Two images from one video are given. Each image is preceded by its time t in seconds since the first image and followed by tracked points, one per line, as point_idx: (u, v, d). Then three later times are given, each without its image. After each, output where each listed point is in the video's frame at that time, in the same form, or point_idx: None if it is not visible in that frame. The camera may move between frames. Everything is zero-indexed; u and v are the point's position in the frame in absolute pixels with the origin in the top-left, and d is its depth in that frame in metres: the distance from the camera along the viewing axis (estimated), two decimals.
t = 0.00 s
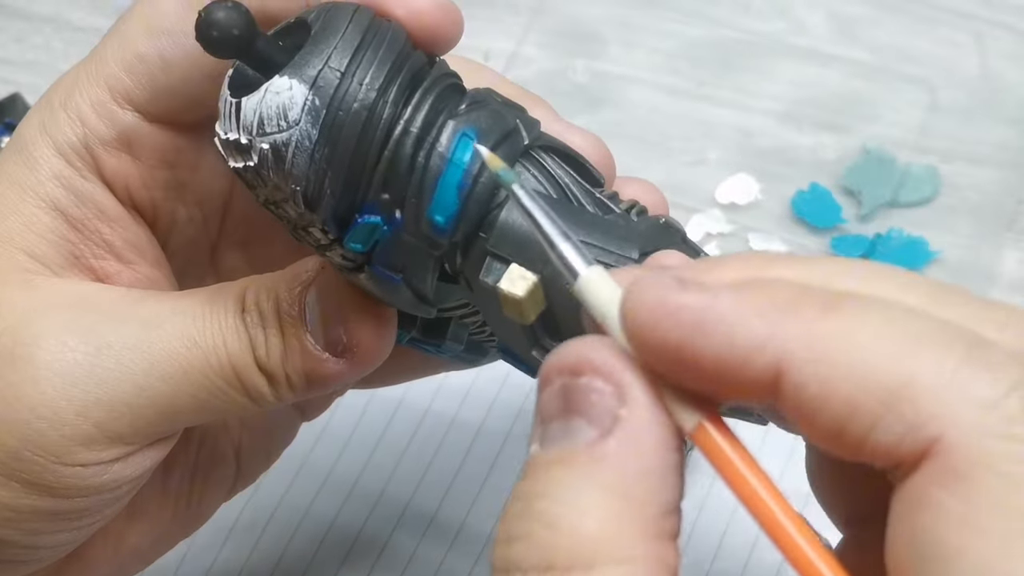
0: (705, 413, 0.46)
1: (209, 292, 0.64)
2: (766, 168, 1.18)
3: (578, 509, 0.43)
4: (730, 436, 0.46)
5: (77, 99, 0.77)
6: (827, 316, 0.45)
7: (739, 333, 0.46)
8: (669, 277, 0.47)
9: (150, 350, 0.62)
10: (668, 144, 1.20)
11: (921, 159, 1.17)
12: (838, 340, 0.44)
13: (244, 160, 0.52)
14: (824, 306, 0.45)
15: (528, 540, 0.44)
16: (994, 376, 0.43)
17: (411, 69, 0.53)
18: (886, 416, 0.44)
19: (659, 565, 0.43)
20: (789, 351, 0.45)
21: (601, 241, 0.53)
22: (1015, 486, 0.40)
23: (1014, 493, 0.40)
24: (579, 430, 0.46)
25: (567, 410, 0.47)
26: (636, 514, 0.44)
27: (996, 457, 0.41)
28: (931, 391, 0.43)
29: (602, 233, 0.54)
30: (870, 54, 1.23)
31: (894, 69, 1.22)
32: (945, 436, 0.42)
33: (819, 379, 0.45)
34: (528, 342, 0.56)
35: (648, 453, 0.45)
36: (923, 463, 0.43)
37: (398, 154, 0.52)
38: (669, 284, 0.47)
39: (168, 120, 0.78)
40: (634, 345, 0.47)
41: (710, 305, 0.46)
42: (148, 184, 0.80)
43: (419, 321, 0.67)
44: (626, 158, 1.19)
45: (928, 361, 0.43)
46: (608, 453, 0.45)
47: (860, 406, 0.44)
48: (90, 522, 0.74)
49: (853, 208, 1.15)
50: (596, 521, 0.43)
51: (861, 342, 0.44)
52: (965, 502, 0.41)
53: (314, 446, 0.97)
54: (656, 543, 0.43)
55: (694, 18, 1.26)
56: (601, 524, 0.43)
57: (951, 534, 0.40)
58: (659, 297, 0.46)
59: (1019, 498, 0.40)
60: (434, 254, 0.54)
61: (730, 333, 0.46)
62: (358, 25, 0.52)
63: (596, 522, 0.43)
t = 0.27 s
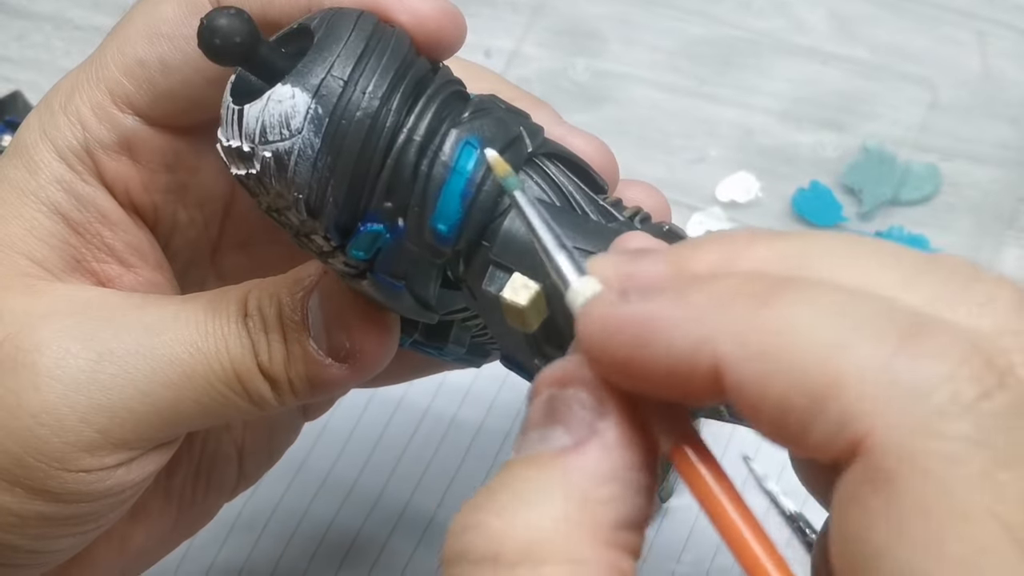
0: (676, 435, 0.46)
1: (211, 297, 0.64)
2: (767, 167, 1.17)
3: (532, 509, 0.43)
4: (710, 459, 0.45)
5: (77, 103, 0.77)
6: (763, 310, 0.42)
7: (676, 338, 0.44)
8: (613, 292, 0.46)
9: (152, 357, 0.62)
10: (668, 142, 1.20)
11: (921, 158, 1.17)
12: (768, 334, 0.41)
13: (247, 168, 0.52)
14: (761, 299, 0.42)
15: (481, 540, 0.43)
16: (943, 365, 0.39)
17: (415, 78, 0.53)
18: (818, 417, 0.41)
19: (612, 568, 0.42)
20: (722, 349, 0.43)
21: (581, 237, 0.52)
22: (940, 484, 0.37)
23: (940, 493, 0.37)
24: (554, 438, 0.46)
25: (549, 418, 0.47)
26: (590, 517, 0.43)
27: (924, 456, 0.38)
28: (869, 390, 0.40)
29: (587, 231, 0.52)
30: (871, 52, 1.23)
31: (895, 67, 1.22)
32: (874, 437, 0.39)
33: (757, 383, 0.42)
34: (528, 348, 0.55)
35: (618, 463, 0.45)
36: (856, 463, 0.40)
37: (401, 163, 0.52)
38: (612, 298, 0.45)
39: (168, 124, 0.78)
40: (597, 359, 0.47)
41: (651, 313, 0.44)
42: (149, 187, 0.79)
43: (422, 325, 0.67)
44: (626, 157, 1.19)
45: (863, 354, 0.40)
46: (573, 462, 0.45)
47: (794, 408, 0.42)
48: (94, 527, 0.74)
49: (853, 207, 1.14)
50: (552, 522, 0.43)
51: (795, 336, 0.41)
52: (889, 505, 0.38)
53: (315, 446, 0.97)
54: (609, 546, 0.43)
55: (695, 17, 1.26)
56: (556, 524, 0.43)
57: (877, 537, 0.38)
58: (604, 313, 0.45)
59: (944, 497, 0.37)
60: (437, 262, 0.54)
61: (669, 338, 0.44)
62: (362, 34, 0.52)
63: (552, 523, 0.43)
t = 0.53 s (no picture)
0: (654, 409, 0.46)
1: (211, 295, 0.64)
2: (766, 166, 1.18)
3: (516, 479, 0.44)
4: (687, 433, 0.45)
5: (77, 101, 0.77)
6: (713, 293, 0.42)
7: (631, 322, 0.43)
8: (581, 276, 0.45)
9: (152, 354, 0.62)
10: (668, 142, 1.20)
11: (921, 157, 1.17)
12: (715, 315, 0.41)
13: (246, 164, 0.53)
14: (710, 282, 0.42)
15: (465, 511, 0.44)
16: (879, 340, 0.39)
17: (414, 75, 0.53)
18: (762, 397, 0.41)
19: (591, 537, 0.43)
20: (678, 335, 0.42)
21: (579, 232, 0.52)
22: (878, 456, 0.37)
23: (879, 465, 0.37)
24: (539, 414, 0.47)
25: (536, 394, 0.48)
26: (573, 486, 0.44)
27: (859, 429, 0.38)
28: (808, 368, 0.39)
29: (583, 227, 0.52)
30: (871, 51, 1.23)
31: (895, 67, 1.22)
32: (813, 414, 0.39)
33: (704, 365, 0.42)
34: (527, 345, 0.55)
35: (599, 437, 0.46)
36: (801, 440, 0.40)
37: (401, 160, 0.52)
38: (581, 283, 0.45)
39: (169, 123, 0.78)
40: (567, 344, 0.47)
41: (610, 298, 0.44)
42: (150, 186, 0.79)
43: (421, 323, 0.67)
44: (626, 157, 1.19)
45: (801, 332, 0.39)
46: (560, 434, 0.46)
47: (739, 389, 0.41)
48: (95, 524, 0.74)
49: (853, 206, 1.14)
50: (534, 492, 0.43)
51: (738, 315, 0.41)
52: (835, 479, 0.38)
53: (315, 444, 0.97)
54: (590, 516, 0.44)
55: (695, 17, 1.26)
56: (538, 493, 0.43)
57: (825, 511, 0.38)
58: (568, 297, 0.45)
59: (884, 467, 0.37)
60: (436, 258, 0.54)
61: (624, 323, 0.43)
62: (361, 30, 0.52)
63: (535, 493, 0.43)
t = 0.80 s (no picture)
0: (635, 413, 0.47)
1: (211, 297, 0.64)
2: (766, 167, 1.17)
3: (493, 481, 0.44)
4: (669, 444, 0.45)
5: (77, 102, 0.77)
6: (686, 302, 0.41)
7: (607, 329, 0.43)
8: (563, 281, 0.45)
9: (153, 355, 0.62)
10: (667, 142, 1.20)
11: (921, 158, 1.17)
12: (688, 323, 0.41)
13: (244, 166, 0.53)
14: (685, 291, 0.42)
15: (450, 514, 0.44)
16: (847, 350, 0.39)
17: (413, 77, 0.53)
18: (734, 405, 0.40)
19: (570, 538, 0.43)
20: (652, 344, 0.42)
21: (577, 234, 0.52)
22: (849, 465, 0.37)
23: (850, 474, 0.37)
24: (520, 416, 0.48)
25: (519, 398, 0.49)
26: (550, 488, 0.44)
27: (827, 438, 0.38)
28: (777, 376, 0.39)
29: (583, 230, 0.52)
30: (871, 52, 1.23)
31: (895, 68, 1.23)
32: (784, 424, 0.39)
33: (677, 372, 0.42)
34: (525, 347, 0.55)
35: (578, 439, 0.46)
36: (773, 449, 0.39)
37: (400, 162, 0.52)
38: (560, 287, 0.45)
39: (169, 124, 0.78)
40: (548, 348, 0.47)
41: (589, 305, 0.43)
42: (150, 187, 0.79)
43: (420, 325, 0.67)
44: (625, 157, 1.19)
45: (772, 340, 0.39)
46: (538, 436, 0.46)
47: (712, 398, 0.41)
48: (96, 525, 0.74)
49: (853, 207, 1.14)
50: (511, 493, 0.44)
51: (711, 324, 0.40)
52: (803, 490, 0.38)
53: (315, 445, 0.97)
54: (569, 518, 0.44)
55: (695, 18, 1.26)
56: (514, 495, 0.44)
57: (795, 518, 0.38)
58: (551, 302, 0.44)
59: (856, 477, 0.37)
60: (435, 261, 0.54)
61: (602, 330, 0.43)
62: (361, 32, 0.52)
63: (512, 494, 0.44)
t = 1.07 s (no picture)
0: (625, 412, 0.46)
1: (210, 297, 0.64)
2: (766, 167, 1.17)
3: (483, 480, 0.44)
4: (661, 445, 0.45)
5: (77, 103, 0.77)
6: (674, 304, 0.41)
7: (595, 331, 0.43)
8: (552, 282, 0.45)
9: (152, 355, 0.62)
10: (667, 143, 1.20)
11: (921, 159, 1.17)
12: (674, 326, 0.41)
13: (244, 166, 0.53)
14: (673, 293, 0.42)
15: (442, 514, 0.44)
16: (830, 352, 0.39)
17: (413, 76, 0.53)
18: (719, 407, 0.40)
19: (559, 536, 0.44)
20: (639, 346, 0.42)
21: (576, 234, 0.52)
22: (831, 466, 0.37)
23: (833, 475, 0.37)
24: (511, 416, 0.48)
25: (510, 399, 0.49)
26: (539, 488, 0.44)
27: (809, 440, 0.38)
28: (762, 378, 0.39)
29: (582, 230, 0.52)
30: (871, 53, 1.23)
31: (895, 68, 1.23)
32: (767, 426, 0.39)
33: (663, 374, 0.41)
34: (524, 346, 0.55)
35: (567, 438, 0.46)
36: (757, 451, 0.40)
37: (399, 161, 0.52)
38: (549, 288, 0.44)
39: (169, 125, 0.78)
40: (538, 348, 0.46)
41: (577, 306, 0.43)
42: (150, 188, 0.79)
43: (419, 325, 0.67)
44: (624, 158, 1.19)
45: (758, 343, 0.39)
46: (527, 437, 0.46)
47: (697, 400, 0.41)
48: (96, 525, 0.74)
49: (853, 208, 1.14)
50: (500, 492, 0.44)
51: (697, 327, 0.40)
52: (787, 492, 0.38)
53: (315, 446, 0.97)
54: (559, 517, 0.44)
55: (695, 18, 1.26)
56: (504, 494, 0.44)
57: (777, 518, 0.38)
58: (541, 303, 0.44)
59: (838, 478, 0.37)
60: (434, 260, 0.54)
61: (591, 331, 0.43)
62: (359, 32, 0.52)
63: (501, 493, 0.44)
